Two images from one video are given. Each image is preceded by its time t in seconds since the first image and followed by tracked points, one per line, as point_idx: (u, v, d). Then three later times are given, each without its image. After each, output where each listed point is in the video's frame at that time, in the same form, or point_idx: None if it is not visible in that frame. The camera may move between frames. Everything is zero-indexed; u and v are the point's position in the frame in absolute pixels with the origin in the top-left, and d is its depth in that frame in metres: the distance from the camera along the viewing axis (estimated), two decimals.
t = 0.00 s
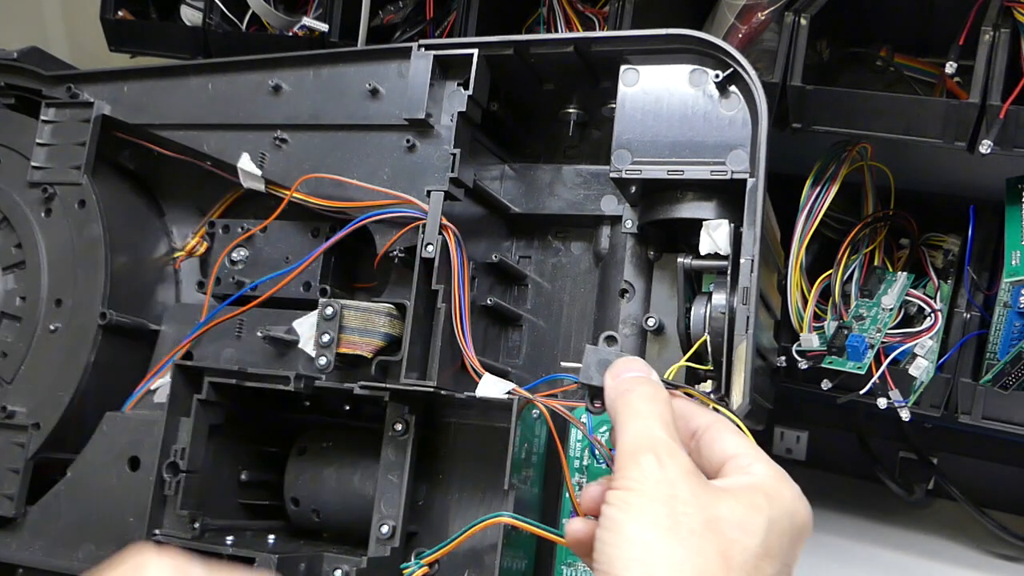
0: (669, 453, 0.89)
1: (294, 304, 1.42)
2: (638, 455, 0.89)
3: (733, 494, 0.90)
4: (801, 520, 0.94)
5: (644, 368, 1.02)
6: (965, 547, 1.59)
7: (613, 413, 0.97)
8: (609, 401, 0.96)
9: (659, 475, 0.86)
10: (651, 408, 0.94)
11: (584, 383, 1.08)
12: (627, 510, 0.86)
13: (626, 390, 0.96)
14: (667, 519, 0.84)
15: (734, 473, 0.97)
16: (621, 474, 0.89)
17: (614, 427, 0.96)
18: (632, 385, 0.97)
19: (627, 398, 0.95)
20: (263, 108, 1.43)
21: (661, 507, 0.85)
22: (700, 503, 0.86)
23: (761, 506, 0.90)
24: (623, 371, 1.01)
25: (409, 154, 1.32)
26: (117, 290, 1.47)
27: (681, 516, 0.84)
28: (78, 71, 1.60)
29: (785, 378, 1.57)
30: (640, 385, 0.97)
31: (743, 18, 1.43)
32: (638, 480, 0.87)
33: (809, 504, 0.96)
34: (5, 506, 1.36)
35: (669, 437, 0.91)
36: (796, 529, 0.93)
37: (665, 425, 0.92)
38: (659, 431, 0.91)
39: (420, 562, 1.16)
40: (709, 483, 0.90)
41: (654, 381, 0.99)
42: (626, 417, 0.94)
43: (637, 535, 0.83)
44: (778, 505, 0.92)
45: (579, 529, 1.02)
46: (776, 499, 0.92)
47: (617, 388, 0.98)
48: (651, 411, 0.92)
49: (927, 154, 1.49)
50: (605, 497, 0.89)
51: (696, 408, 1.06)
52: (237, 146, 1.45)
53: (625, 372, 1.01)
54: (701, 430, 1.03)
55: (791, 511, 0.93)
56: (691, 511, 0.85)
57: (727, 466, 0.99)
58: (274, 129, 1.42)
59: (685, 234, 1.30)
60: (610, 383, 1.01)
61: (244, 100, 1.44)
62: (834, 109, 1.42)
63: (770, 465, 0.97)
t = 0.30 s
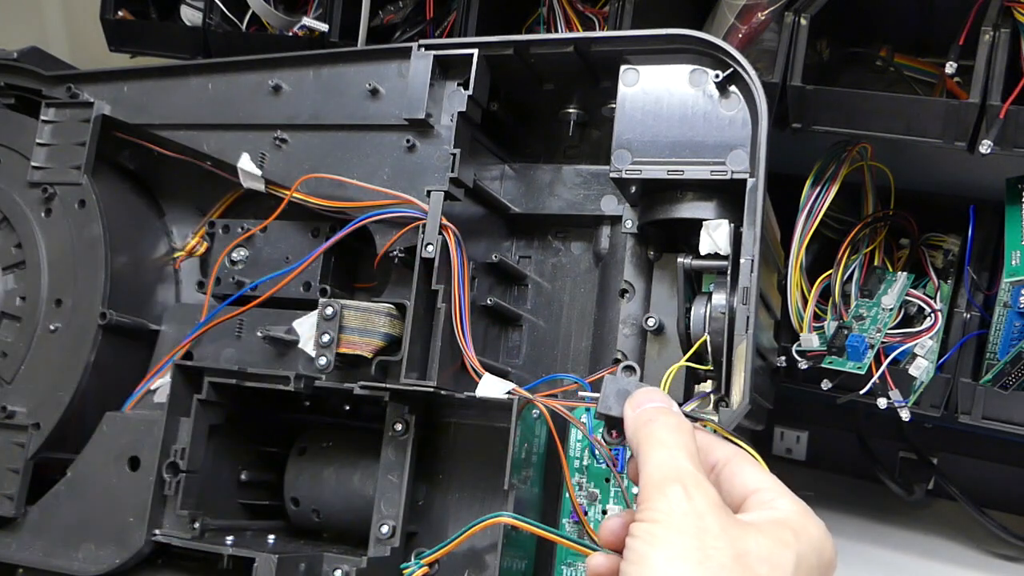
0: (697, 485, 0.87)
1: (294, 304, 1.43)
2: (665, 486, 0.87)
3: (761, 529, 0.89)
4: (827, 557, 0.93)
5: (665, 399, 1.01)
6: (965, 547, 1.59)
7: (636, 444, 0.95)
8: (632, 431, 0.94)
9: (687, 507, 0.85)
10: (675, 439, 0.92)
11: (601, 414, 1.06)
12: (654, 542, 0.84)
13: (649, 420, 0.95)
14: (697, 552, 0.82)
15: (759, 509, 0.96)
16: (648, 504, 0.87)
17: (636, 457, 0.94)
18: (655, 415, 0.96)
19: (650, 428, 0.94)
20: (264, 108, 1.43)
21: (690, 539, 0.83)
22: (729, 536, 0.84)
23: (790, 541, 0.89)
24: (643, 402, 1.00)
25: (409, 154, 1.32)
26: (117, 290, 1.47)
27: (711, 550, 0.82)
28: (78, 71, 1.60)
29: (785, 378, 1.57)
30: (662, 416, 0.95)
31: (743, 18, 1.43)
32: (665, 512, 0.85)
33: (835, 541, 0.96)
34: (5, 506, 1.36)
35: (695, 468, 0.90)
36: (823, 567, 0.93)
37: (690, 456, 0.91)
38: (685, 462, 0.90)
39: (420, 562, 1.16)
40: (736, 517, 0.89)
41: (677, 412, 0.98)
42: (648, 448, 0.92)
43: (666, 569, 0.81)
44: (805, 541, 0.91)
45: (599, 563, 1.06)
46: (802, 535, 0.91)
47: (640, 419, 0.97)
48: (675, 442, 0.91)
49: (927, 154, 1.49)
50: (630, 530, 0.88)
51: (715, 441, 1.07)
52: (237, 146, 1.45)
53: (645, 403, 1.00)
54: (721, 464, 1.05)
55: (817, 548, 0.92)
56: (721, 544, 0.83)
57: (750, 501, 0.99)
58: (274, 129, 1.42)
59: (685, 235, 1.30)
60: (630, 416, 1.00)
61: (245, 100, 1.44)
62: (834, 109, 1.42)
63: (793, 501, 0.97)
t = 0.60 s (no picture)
0: (675, 506, 0.86)
1: (294, 304, 1.43)
2: (644, 514, 0.86)
3: (747, 541, 0.86)
4: (820, 559, 0.90)
5: (637, 427, 1.00)
6: (965, 547, 1.59)
7: (613, 477, 0.95)
8: (608, 465, 0.94)
9: (668, 530, 0.83)
10: (650, 466, 0.91)
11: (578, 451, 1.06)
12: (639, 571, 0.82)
13: (622, 451, 0.94)
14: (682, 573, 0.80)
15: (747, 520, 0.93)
16: (630, 535, 0.86)
17: (616, 490, 0.93)
18: (628, 445, 0.95)
19: (624, 458, 0.93)
20: (263, 108, 1.43)
21: (674, 562, 0.81)
22: (714, 554, 0.82)
23: (778, 549, 0.86)
24: (617, 434, 1.00)
25: (409, 154, 1.32)
26: (117, 290, 1.46)
27: (697, 570, 0.80)
28: (78, 71, 1.60)
29: (785, 378, 1.57)
30: (635, 445, 0.95)
31: (742, 18, 1.42)
32: (646, 538, 0.84)
33: (826, 542, 0.92)
34: (5, 506, 1.36)
35: (672, 491, 0.88)
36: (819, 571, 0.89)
37: (667, 480, 0.90)
38: (662, 487, 0.89)
39: (420, 562, 1.16)
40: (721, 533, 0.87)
41: (650, 438, 0.97)
42: (625, 478, 0.91)
43: None
44: (795, 547, 0.88)
45: None
46: (791, 541, 0.88)
47: (614, 451, 0.96)
48: (649, 468, 0.91)
49: (927, 154, 1.49)
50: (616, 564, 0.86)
51: (695, 459, 1.02)
52: (237, 146, 1.45)
53: (619, 435, 0.99)
54: (705, 480, 1.00)
55: (808, 553, 0.89)
56: (706, 562, 0.81)
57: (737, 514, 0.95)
58: (274, 129, 1.42)
59: (685, 234, 1.30)
60: (606, 449, 0.99)
61: (245, 100, 1.44)
62: (834, 110, 1.42)
63: (779, 507, 0.94)
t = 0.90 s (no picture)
0: (655, 504, 0.86)
1: (294, 304, 1.43)
2: (624, 511, 0.86)
3: (724, 540, 0.87)
4: (796, 557, 0.91)
5: (616, 425, 1.00)
6: (965, 547, 1.59)
7: (592, 475, 0.94)
8: (586, 463, 0.94)
9: (649, 528, 0.83)
10: (629, 464, 0.91)
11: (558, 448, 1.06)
12: (618, 568, 0.81)
13: (601, 449, 0.94)
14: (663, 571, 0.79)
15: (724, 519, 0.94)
16: (610, 533, 0.85)
17: (594, 488, 0.93)
18: (607, 443, 0.95)
19: (603, 457, 0.93)
20: (264, 108, 1.43)
21: (654, 558, 0.80)
22: (694, 551, 0.82)
23: (755, 548, 0.86)
24: (595, 431, 0.99)
25: (409, 154, 1.32)
26: (117, 290, 1.47)
27: (678, 567, 0.80)
28: (78, 71, 1.60)
29: (785, 378, 1.57)
30: (615, 444, 0.95)
31: (742, 19, 1.42)
32: (626, 535, 0.84)
33: (801, 541, 0.93)
34: (5, 506, 1.36)
35: (652, 489, 0.88)
36: (793, 570, 0.90)
37: (646, 478, 0.90)
38: (641, 484, 0.88)
39: (420, 562, 1.15)
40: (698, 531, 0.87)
41: (628, 437, 0.97)
42: (604, 476, 0.91)
43: None
44: (772, 546, 0.88)
45: None
46: (768, 540, 0.88)
47: (592, 449, 0.96)
48: (629, 466, 0.90)
49: (927, 154, 1.49)
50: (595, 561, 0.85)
51: (674, 457, 1.02)
52: (237, 146, 1.45)
53: (597, 432, 0.99)
54: (683, 477, 1.00)
55: (784, 551, 0.89)
56: (686, 560, 0.81)
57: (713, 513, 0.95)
58: (274, 129, 1.42)
59: (686, 234, 1.30)
60: (584, 445, 0.98)
61: (245, 100, 1.44)
62: (834, 109, 1.42)
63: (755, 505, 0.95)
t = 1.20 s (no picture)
0: (653, 511, 0.86)
1: (294, 303, 1.42)
2: (622, 518, 0.86)
3: (721, 547, 0.87)
4: (792, 565, 0.91)
5: (615, 433, 1.00)
6: (965, 547, 1.59)
7: (590, 482, 0.94)
8: (583, 470, 0.94)
9: (647, 534, 0.83)
10: (627, 471, 0.91)
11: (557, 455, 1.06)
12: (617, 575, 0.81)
13: (599, 457, 0.94)
14: None
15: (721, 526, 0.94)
16: (608, 540, 0.85)
17: (592, 496, 0.93)
18: (606, 451, 0.95)
19: (601, 465, 0.93)
20: (264, 108, 1.43)
21: (651, 566, 0.81)
22: (691, 559, 0.82)
23: (751, 556, 0.87)
24: (594, 439, 0.99)
25: (409, 155, 1.32)
26: (117, 289, 1.46)
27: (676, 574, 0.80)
28: (78, 71, 1.60)
29: (785, 378, 1.57)
30: (613, 451, 0.95)
31: (742, 19, 1.42)
32: (625, 543, 0.84)
33: (798, 549, 0.93)
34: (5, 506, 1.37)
35: (650, 496, 0.88)
36: None
37: (644, 484, 0.90)
38: (639, 491, 0.89)
39: (420, 562, 1.17)
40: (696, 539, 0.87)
41: (627, 445, 0.97)
42: (603, 483, 0.91)
43: None
44: (768, 554, 0.88)
45: None
46: (764, 547, 0.89)
47: (591, 457, 0.96)
48: (627, 474, 0.90)
49: (927, 154, 1.49)
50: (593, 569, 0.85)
51: (671, 464, 1.02)
52: (237, 146, 1.45)
53: (596, 440, 0.99)
54: (680, 485, 1.00)
55: (781, 559, 0.89)
56: (684, 567, 0.81)
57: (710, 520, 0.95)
58: (274, 129, 1.42)
59: (686, 235, 1.30)
60: (582, 453, 0.99)
61: (245, 100, 1.44)
62: (833, 109, 1.42)
63: (752, 512, 0.95)
